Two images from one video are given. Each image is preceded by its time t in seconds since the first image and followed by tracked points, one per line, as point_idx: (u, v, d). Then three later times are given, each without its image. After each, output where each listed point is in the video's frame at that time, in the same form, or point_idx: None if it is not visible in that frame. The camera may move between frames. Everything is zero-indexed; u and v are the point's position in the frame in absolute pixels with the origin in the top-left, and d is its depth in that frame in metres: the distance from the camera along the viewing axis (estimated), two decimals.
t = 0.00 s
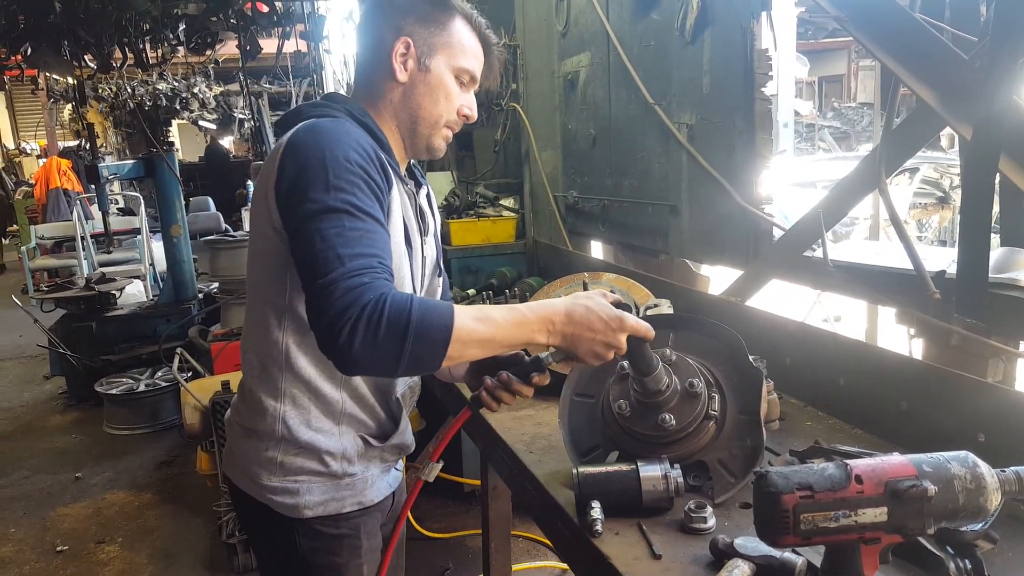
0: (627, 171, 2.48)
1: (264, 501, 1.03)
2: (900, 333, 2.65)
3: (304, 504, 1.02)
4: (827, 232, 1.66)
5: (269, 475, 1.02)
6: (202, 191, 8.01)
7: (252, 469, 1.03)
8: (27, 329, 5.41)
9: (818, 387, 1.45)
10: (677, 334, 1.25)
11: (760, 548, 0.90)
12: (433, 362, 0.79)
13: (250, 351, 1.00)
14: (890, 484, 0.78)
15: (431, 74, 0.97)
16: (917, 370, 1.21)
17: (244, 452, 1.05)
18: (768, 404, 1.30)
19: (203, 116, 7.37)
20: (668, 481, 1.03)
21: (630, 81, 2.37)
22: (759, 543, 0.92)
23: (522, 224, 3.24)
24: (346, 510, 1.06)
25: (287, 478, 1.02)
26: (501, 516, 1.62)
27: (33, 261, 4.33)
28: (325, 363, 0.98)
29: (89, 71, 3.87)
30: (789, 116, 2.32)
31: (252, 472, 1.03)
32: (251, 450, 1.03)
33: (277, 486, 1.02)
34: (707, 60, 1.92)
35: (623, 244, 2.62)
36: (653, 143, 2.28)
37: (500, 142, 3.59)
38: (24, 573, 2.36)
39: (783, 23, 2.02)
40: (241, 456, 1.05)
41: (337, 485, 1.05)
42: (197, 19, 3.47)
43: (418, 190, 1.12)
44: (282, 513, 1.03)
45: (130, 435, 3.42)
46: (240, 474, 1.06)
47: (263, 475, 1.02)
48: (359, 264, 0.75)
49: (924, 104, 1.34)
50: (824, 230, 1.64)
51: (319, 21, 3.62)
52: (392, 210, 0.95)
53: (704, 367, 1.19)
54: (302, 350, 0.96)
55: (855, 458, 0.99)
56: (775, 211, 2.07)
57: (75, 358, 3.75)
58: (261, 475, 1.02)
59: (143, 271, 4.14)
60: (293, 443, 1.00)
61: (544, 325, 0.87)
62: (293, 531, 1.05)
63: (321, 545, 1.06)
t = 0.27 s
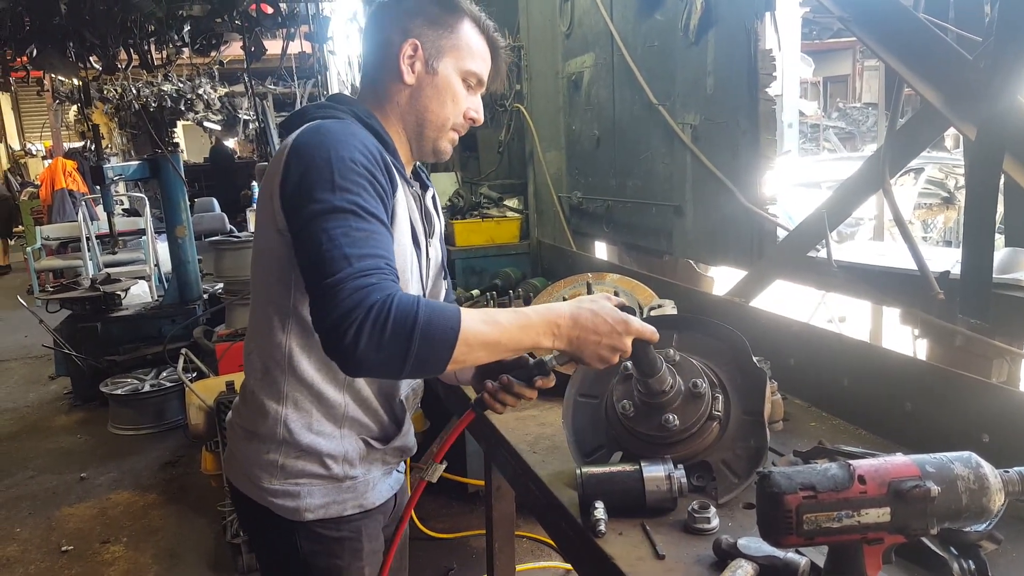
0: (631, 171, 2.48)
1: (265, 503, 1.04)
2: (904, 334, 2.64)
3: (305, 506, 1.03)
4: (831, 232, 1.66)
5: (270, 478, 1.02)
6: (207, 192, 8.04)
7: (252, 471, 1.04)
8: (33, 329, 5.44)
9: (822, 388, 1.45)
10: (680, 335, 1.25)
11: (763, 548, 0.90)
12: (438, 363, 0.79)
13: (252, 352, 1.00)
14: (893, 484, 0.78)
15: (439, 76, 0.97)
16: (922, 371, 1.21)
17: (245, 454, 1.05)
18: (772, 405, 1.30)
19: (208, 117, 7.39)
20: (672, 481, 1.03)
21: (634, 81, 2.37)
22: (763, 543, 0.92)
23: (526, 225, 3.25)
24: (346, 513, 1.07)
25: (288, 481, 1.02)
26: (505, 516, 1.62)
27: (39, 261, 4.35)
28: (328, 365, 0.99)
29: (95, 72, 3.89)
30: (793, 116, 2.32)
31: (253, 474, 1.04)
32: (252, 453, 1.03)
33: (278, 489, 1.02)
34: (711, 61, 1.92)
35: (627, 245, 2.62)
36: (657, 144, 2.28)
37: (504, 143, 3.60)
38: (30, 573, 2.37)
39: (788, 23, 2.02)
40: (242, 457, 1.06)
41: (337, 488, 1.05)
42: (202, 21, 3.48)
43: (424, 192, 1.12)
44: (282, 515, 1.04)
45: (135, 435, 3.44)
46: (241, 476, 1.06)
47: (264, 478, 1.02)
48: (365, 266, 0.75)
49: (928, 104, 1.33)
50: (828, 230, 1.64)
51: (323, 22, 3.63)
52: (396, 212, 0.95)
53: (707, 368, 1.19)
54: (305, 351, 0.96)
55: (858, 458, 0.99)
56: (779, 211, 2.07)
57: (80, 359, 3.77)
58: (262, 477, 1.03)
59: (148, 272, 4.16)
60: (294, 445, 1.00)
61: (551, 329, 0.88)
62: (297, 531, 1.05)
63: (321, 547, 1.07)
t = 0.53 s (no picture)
0: (634, 171, 2.49)
1: (256, 503, 1.05)
2: (908, 334, 2.64)
3: (295, 508, 1.03)
4: (834, 232, 1.66)
5: (262, 479, 1.03)
6: (210, 191, 8.05)
7: (245, 471, 1.05)
8: (36, 328, 5.46)
9: (824, 388, 1.45)
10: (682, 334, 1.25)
11: (765, 547, 0.91)
12: (468, 354, 0.80)
13: (250, 357, 1.00)
14: (894, 484, 0.78)
15: (438, 77, 0.97)
16: (923, 370, 1.21)
17: (238, 454, 1.06)
18: (773, 405, 1.30)
19: (211, 116, 7.41)
20: (674, 480, 1.03)
21: (637, 81, 2.38)
22: (765, 543, 0.92)
23: (528, 225, 3.25)
24: (338, 514, 1.07)
25: (279, 482, 1.03)
26: (507, 516, 1.62)
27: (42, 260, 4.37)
28: (324, 369, 0.99)
29: (99, 71, 3.90)
30: (796, 116, 2.32)
31: (245, 474, 1.05)
32: (245, 453, 1.04)
33: (269, 490, 1.03)
34: (715, 60, 1.93)
35: (630, 245, 2.62)
36: (659, 144, 2.28)
37: (507, 142, 3.60)
38: (33, 571, 2.38)
39: (791, 23, 2.03)
40: (235, 457, 1.07)
41: (328, 490, 1.05)
42: (207, 20, 3.49)
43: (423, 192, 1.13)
44: (273, 516, 1.05)
45: (138, 434, 3.45)
46: (234, 476, 1.08)
47: (255, 478, 1.03)
48: (385, 265, 0.76)
49: (931, 105, 1.34)
50: (830, 231, 1.64)
51: (326, 21, 3.64)
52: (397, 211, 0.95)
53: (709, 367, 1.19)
54: (303, 354, 0.97)
55: (860, 458, 0.99)
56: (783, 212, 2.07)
57: (83, 357, 3.78)
58: (254, 478, 1.04)
59: (152, 271, 4.16)
60: (286, 447, 1.01)
61: (574, 302, 0.88)
62: (300, 530, 1.05)
63: (312, 549, 1.07)
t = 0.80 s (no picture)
0: (634, 171, 2.49)
1: (257, 509, 1.05)
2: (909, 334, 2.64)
3: (297, 513, 1.03)
4: (836, 232, 1.66)
5: (263, 484, 1.03)
6: (211, 191, 8.06)
7: (245, 476, 1.04)
8: (37, 328, 5.46)
9: (825, 389, 1.45)
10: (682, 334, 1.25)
11: (766, 548, 0.91)
12: (458, 363, 0.81)
13: (250, 357, 1.00)
14: (896, 485, 0.78)
15: (441, 77, 0.98)
16: (924, 371, 1.21)
17: (238, 458, 1.06)
18: (775, 405, 1.30)
19: (212, 116, 7.41)
20: (675, 481, 1.03)
21: (638, 81, 2.37)
22: (766, 543, 0.92)
23: (529, 225, 3.25)
24: (339, 519, 1.07)
25: (280, 487, 1.03)
26: (508, 516, 1.62)
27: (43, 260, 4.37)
28: (326, 372, 0.99)
29: (99, 71, 3.90)
30: (797, 116, 2.32)
31: (246, 479, 1.05)
32: (246, 457, 1.04)
33: (270, 495, 1.03)
34: (716, 60, 1.92)
35: (631, 245, 2.62)
36: (660, 144, 2.28)
37: (507, 142, 3.60)
38: (33, 571, 2.38)
39: (791, 23, 2.02)
40: (235, 462, 1.06)
41: (330, 495, 1.05)
42: (208, 20, 3.49)
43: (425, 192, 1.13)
44: (274, 521, 1.05)
45: (139, 434, 3.45)
46: (234, 481, 1.07)
47: (256, 483, 1.03)
48: (380, 269, 0.76)
49: (932, 105, 1.33)
50: (832, 231, 1.64)
51: (327, 22, 3.64)
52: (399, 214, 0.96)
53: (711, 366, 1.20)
54: (305, 356, 0.97)
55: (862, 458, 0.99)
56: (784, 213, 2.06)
57: (84, 358, 3.78)
58: (255, 483, 1.03)
59: (153, 271, 4.17)
60: (287, 452, 1.01)
61: (568, 320, 0.90)
62: (301, 531, 1.06)
63: (314, 553, 1.07)
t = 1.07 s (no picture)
0: (637, 172, 2.48)
1: (262, 511, 1.05)
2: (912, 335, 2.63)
3: (302, 516, 1.04)
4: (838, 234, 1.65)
5: (268, 486, 1.03)
6: (214, 193, 8.08)
7: (250, 479, 1.04)
8: (40, 329, 5.47)
9: (829, 391, 1.45)
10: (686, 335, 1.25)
11: (769, 550, 0.90)
12: (463, 375, 0.81)
13: (254, 363, 1.00)
14: (899, 487, 0.78)
15: (446, 76, 0.97)
16: (928, 372, 1.21)
17: (243, 460, 1.06)
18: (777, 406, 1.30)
19: (215, 117, 7.43)
20: (678, 483, 1.03)
21: (640, 82, 2.37)
22: (768, 545, 0.92)
23: (531, 226, 3.25)
24: (345, 522, 1.07)
25: (285, 489, 1.03)
26: (510, 517, 1.62)
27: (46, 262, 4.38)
28: (331, 377, 0.99)
29: (102, 73, 3.91)
30: (799, 117, 2.32)
31: (251, 481, 1.05)
32: (250, 459, 1.04)
33: (275, 497, 1.03)
34: (717, 61, 1.92)
35: (634, 246, 2.62)
36: (662, 145, 2.28)
37: (509, 144, 3.61)
38: (36, 572, 2.39)
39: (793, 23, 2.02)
40: (240, 464, 1.07)
41: (336, 497, 1.06)
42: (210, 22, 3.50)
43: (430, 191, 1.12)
44: (280, 524, 1.05)
45: (142, 435, 3.45)
46: (239, 482, 1.07)
47: (262, 486, 1.03)
48: (382, 283, 0.76)
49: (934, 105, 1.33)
50: (835, 232, 1.64)
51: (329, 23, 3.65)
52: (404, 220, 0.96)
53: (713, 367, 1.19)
54: (309, 362, 0.97)
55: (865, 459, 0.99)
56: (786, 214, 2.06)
57: (87, 359, 3.79)
58: (260, 485, 1.03)
59: (155, 272, 4.18)
60: (293, 455, 1.01)
61: (571, 325, 0.90)
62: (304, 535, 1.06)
63: (319, 555, 1.07)
